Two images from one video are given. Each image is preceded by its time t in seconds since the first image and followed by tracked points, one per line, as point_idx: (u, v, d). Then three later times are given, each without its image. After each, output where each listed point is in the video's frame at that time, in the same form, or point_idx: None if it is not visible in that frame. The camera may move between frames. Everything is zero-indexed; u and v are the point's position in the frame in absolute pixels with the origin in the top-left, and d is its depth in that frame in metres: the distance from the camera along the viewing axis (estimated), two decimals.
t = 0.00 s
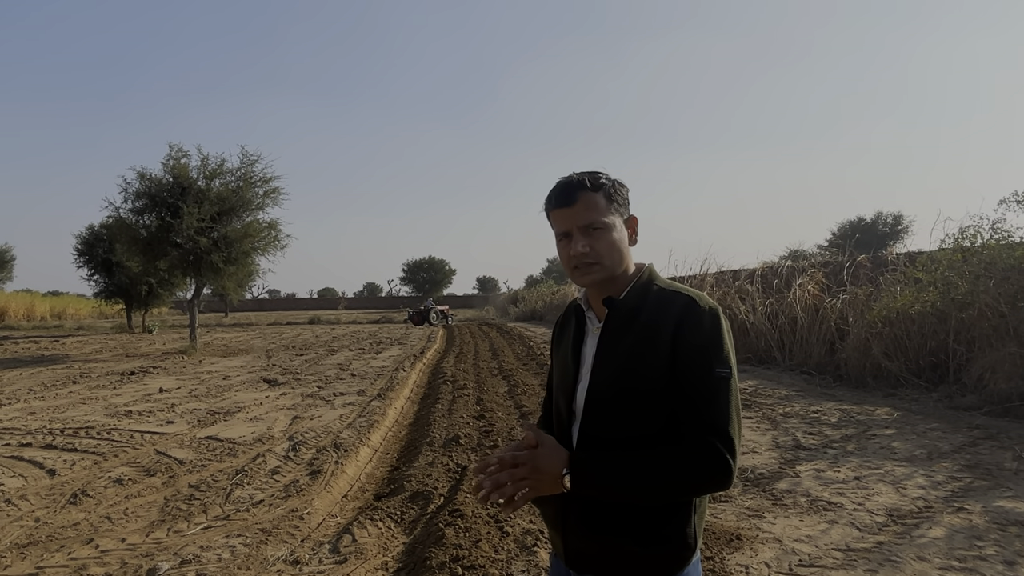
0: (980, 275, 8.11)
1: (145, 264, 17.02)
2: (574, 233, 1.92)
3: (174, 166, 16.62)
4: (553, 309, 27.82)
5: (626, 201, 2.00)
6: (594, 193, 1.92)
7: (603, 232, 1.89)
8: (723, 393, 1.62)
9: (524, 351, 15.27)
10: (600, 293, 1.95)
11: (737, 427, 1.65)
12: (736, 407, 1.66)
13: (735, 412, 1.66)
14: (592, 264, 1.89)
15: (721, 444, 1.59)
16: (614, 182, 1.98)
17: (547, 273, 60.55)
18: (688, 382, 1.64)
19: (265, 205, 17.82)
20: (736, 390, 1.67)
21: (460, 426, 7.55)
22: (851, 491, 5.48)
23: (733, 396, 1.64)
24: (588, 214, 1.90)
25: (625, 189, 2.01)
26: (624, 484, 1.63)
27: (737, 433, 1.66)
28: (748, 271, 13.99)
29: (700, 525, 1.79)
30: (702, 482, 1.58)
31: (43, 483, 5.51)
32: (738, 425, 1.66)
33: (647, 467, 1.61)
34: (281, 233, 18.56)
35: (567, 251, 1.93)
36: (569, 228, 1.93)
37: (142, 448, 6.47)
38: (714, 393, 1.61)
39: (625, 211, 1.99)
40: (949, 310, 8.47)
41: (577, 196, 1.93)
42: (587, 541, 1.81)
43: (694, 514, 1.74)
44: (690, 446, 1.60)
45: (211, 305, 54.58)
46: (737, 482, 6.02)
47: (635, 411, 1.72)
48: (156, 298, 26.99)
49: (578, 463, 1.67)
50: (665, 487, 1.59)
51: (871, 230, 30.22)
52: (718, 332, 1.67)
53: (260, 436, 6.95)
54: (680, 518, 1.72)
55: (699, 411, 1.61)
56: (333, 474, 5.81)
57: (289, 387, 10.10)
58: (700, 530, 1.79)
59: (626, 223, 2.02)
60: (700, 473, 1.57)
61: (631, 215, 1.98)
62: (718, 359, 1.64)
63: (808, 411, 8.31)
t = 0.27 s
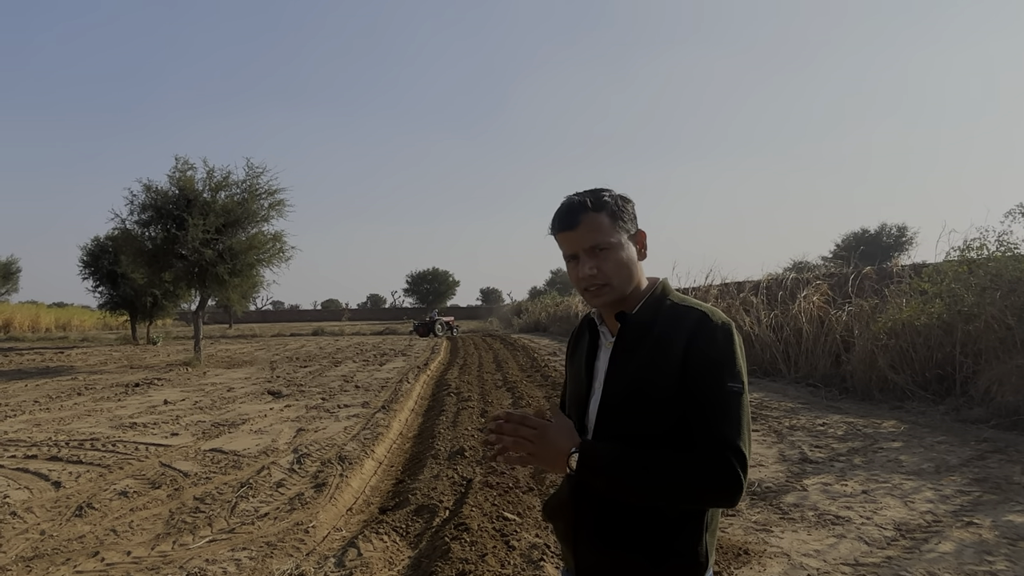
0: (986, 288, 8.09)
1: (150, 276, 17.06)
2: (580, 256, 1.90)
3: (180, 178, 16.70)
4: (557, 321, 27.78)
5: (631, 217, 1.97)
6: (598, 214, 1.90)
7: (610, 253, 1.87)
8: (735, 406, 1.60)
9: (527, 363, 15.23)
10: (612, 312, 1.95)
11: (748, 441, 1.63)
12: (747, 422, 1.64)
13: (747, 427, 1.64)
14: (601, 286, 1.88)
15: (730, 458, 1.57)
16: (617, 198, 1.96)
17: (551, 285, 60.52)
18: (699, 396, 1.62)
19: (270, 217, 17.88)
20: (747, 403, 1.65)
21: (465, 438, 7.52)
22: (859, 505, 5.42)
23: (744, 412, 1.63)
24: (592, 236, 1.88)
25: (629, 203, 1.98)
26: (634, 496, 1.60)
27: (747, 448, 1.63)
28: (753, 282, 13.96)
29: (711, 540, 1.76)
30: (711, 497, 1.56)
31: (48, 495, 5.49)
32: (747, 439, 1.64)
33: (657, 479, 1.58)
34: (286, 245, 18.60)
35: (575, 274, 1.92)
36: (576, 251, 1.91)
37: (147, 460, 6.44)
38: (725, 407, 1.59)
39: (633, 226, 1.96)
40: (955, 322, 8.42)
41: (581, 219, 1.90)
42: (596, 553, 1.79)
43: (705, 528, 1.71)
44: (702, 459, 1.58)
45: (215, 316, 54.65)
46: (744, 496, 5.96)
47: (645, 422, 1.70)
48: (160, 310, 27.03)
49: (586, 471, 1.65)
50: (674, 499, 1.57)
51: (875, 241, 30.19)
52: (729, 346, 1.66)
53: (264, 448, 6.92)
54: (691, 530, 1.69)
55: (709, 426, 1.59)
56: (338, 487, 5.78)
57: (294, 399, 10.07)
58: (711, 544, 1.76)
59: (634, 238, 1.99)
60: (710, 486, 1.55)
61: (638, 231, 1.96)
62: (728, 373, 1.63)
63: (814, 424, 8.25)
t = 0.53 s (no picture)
0: (985, 296, 8.06)
1: (150, 285, 17.07)
2: (580, 257, 1.93)
3: (181, 188, 16.74)
4: (556, 331, 27.77)
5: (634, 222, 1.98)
6: (599, 215, 1.92)
7: (609, 254, 1.89)
8: (728, 409, 1.61)
9: (527, 372, 15.23)
10: (611, 312, 1.97)
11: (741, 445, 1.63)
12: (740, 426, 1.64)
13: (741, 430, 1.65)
14: (600, 286, 1.90)
15: (722, 461, 1.58)
16: (621, 202, 1.98)
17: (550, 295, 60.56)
18: (693, 398, 1.64)
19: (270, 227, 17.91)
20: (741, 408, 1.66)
21: (464, 447, 7.51)
22: (859, 514, 5.42)
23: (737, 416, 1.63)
24: (593, 236, 1.90)
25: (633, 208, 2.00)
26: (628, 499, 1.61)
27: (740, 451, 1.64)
28: (752, 292, 13.99)
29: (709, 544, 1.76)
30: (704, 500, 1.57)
31: (47, 503, 5.47)
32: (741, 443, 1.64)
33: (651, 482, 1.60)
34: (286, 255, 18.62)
35: (574, 273, 1.95)
36: (576, 251, 1.93)
37: (146, 469, 6.43)
38: (719, 410, 1.60)
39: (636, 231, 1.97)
40: (954, 331, 8.44)
41: (582, 219, 1.93)
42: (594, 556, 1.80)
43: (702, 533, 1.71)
44: (696, 460, 1.59)
45: (214, 325, 54.60)
46: (744, 504, 5.96)
47: (640, 425, 1.71)
48: (160, 319, 27.00)
49: (580, 474, 1.67)
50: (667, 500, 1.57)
51: (874, 252, 30.28)
52: (724, 349, 1.67)
53: (264, 457, 6.91)
54: (686, 535, 1.69)
55: (701, 428, 1.61)
56: (338, 495, 5.77)
57: (293, 408, 10.06)
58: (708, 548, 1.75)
59: (637, 243, 2.00)
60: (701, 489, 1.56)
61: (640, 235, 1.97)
62: (722, 376, 1.64)
63: (814, 433, 8.24)
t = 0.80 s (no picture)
0: (977, 300, 8.09)
1: (142, 290, 16.99)
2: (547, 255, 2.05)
3: (174, 192, 16.69)
4: (551, 336, 27.79)
5: (604, 221, 1.93)
6: (562, 216, 1.99)
7: (563, 257, 1.97)
8: (695, 410, 1.59)
9: (521, 377, 15.23)
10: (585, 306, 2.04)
11: (711, 446, 1.61)
12: (711, 426, 1.61)
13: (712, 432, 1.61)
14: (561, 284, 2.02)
15: (685, 460, 1.58)
16: (601, 197, 1.95)
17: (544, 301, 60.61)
18: (662, 396, 1.64)
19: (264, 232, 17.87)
20: (714, 408, 1.63)
21: (459, 451, 7.50)
22: (852, 515, 5.45)
23: (708, 416, 1.61)
24: (554, 237, 1.99)
25: (613, 203, 1.94)
26: (595, 492, 1.66)
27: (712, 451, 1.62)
28: (745, 296, 14.06)
29: (690, 541, 1.75)
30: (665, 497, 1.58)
31: (38, 507, 5.44)
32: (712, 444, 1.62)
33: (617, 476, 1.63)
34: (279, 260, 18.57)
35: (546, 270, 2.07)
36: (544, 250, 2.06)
37: (138, 473, 6.40)
38: (684, 409, 1.59)
39: (601, 231, 1.93)
40: (946, 334, 8.50)
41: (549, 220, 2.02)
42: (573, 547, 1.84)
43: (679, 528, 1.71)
44: (665, 456, 1.60)
45: (206, 331, 54.28)
46: (738, 506, 5.98)
47: (614, 420, 1.74)
48: (152, 325, 26.85)
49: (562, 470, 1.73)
50: (637, 501, 1.60)
51: (867, 258, 30.48)
52: (697, 347, 1.64)
53: (256, 461, 6.88)
54: (662, 532, 1.69)
55: (668, 427, 1.61)
56: (331, 499, 5.75)
57: (286, 413, 10.02)
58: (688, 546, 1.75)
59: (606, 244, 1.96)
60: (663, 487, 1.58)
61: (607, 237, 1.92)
62: (692, 376, 1.62)
63: (807, 436, 8.29)
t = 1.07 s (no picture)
0: (963, 300, 8.20)
1: (130, 289, 16.84)
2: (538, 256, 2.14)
3: (162, 191, 16.56)
4: (541, 336, 27.82)
5: (571, 226, 1.94)
6: (540, 219, 2.03)
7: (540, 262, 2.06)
8: (643, 414, 1.57)
9: (511, 377, 15.24)
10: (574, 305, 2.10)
11: (663, 453, 1.57)
12: (663, 432, 1.57)
13: (664, 437, 1.57)
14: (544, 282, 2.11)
15: (631, 464, 1.57)
16: (579, 200, 1.95)
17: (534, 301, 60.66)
18: (617, 399, 1.64)
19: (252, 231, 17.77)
20: (668, 414, 1.58)
21: (449, 451, 7.49)
22: (840, 514, 5.49)
23: (659, 422, 1.57)
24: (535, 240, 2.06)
25: (588, 207, 1.93)
26: (554, 489, 1.71)
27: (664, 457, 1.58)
28: (734, 296, 14.14)
29: (660, 543, 1.74)
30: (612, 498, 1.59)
31: (23, 509, 5.38)
32: (664, 449, 1.58)
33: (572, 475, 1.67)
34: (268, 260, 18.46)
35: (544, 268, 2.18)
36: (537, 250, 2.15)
37: (125, 474, 6.34)
38: (632, 413, 1.58)
39: (568, 238, 1.94)
40: (932, 334, 8.58)
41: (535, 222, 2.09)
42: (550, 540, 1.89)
43: (647, 529, 1.71)
44: (617, 460, 1.60)
45: (194, 331, 53.87)
46: (727, 505, 6.02)
47: (581, 420, 1.77)
48: (139, 324, 26.62)
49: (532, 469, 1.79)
50: (594, 502, 1.62)
51: (854, 258, 30.75)
52: (651, 351, 1.61)
53: (245, 462, 6.84)
54: (626, 531, 1.70)
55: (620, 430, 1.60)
56: (320, 499, 5.73)
57: (275, 413, 9.97)
58: (659, 548, 1.73)
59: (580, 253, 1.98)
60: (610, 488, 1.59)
61: (574, 245, 1.93)
62: (643, 380, 1.60)
63: (795, 435, 8.34)
